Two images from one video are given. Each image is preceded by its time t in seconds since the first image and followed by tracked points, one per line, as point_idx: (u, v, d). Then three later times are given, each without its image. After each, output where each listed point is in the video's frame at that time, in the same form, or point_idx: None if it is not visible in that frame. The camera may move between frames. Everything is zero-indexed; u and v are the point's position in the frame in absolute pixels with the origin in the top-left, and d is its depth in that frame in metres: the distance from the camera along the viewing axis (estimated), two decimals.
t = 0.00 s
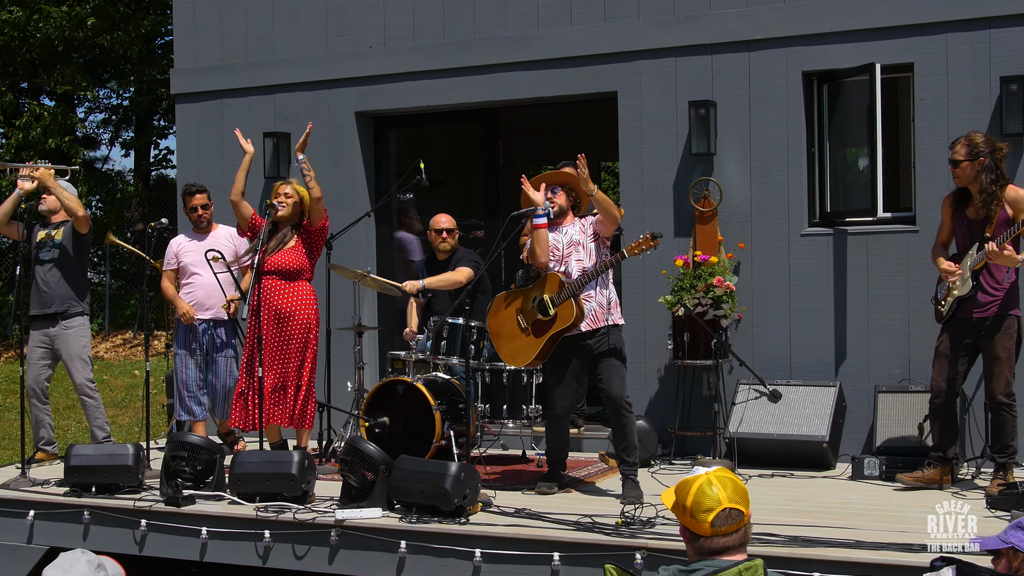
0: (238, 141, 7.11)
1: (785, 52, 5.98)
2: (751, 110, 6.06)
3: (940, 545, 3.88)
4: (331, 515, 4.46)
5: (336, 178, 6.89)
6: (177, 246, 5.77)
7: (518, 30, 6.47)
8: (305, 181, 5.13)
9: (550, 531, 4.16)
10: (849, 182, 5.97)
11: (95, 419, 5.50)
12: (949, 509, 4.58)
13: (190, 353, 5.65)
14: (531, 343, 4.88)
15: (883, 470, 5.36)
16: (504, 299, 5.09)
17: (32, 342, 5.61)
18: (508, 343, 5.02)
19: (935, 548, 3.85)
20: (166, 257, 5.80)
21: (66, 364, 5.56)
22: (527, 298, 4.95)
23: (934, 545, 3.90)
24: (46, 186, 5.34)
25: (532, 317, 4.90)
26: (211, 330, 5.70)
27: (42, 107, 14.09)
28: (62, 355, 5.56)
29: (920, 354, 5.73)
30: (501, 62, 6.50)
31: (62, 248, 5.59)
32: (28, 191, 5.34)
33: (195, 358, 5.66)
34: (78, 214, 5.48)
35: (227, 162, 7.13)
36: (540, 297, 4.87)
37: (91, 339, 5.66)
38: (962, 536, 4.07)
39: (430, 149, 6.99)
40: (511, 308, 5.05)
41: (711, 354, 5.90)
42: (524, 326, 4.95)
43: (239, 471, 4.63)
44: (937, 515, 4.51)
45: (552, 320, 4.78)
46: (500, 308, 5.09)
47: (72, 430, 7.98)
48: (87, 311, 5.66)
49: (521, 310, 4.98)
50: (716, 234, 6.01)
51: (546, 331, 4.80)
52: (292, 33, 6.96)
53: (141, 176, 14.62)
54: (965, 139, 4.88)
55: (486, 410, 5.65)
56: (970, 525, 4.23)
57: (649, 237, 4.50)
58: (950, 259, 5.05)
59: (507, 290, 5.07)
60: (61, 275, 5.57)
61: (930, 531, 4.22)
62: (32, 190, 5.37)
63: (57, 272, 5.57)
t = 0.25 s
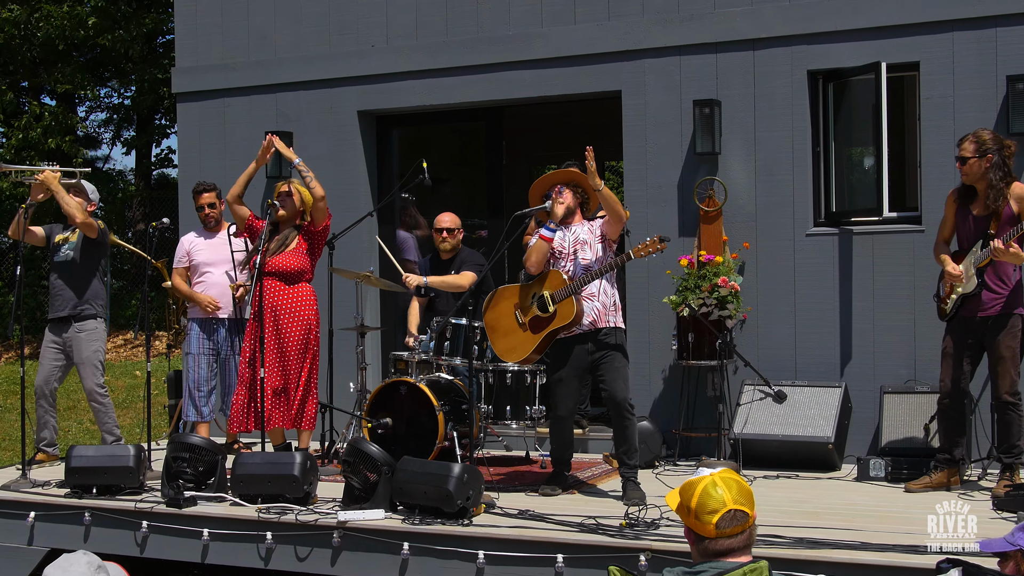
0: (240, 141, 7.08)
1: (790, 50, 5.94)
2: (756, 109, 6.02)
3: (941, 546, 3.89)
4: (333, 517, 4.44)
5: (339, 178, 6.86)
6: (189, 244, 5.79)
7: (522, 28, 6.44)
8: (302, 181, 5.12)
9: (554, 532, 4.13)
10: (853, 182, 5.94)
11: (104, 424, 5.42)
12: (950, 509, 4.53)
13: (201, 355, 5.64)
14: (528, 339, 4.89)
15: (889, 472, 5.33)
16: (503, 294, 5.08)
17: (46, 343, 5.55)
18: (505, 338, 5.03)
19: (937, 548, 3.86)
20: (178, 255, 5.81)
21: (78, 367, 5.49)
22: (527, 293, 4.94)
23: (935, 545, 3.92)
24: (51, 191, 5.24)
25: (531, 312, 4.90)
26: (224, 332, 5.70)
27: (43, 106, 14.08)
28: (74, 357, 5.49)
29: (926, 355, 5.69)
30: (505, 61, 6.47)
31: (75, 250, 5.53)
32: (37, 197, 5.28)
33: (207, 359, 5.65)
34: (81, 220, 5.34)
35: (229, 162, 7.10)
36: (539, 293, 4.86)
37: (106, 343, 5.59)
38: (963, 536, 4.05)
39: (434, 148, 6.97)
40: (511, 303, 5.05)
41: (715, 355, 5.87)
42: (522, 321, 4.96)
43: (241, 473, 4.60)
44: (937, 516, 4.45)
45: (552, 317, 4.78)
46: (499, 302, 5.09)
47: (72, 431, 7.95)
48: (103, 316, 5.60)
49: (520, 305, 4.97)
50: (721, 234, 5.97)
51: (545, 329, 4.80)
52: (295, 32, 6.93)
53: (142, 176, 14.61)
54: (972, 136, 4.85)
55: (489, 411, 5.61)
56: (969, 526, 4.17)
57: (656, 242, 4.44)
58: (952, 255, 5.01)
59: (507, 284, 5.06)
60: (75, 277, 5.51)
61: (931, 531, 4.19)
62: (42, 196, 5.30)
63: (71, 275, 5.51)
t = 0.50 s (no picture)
0: (243, 140, 7.06)
1: (795, 49, 5.90)
2: (761, 108, 5.99)
3: (940, 546, 3.91)
4: (336, 519, 4.41)
5: (342, 177, 6.84)
6: (200, 243, 5.82)
7: (526, 27, 6.41)
8: (294, 183, 5.11)
9: (558, 534, 4.10)
10: (859, 181, 5.89)
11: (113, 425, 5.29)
12: (949, 509, 4.56)
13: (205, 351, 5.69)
14: (532, 340, 4.84)
15: (895, 473, 5.29)
16: (506, 294, 5.03)
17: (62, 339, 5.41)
18: (508, 340, 4.98)
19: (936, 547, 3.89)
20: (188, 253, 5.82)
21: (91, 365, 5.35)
22: (529, 294, 4.90)
23: (934, 544, 3.94)
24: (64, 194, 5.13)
25: (534, 312, 4.87)
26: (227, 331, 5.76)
27: (45, 105, 14.05)
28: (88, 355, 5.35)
29: (932, 355, 5.65)
30: (508, 60, 6.44)
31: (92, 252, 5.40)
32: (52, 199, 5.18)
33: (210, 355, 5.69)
34: (93, 224, 5.20)
35: (231, 161, 7.08)
36: (543, 294, 4.82)
37: (121, 342, 5.43)
38: (964, 536, 4.05)
39: (437, 147, 6.94)
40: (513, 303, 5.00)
41: (720, 355, 5.79)
42: (524, 321, 4.92)
43: (243, 474, 4.57)
44: (937, 516, 4.49)
45: (556, 318, 4.75)
46: (501, 302, 5.05)
47: (73, 432, 7.92)
48: (119, 314, 5.45)
49: (522, 306, 4.93)
50: (726, 234, 5.97)
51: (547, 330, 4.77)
52: (297, 31, 6.91)
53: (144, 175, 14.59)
54: (979, 135, 4.80)
55: (493, 412, 5.58)
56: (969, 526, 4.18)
57: (654, 242, 4.40)
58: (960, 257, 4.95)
59: (509, 286, 5.01)
60: (91, 274, 5.38)
61: (931, 531, 4.21)
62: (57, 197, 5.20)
63: (87, 272, 5.39)
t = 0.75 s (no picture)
0: (245, 139, 7.04)
1: (800, 48, 5.87)
2: (766, 107, 5.95)
3: (940, 544, 3.94)
4: (338, 520, 4.38)
5: (344, 177, 6.81)
6: (205, 242, 5.84)
7: (529, 26, 6.38)
8: (311, 180, 5.11)
9: (562, 536, 4.07)
10: (865, 181, 5.86)
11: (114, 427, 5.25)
12: (949, 509, 4.57)
13: (207, 352, 5.57)
14: (534, 340, 4.86)
15: (901, 474, 5.26)
16: (512, 292, 5.04)
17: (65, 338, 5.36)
18: (512, 338, 5.00)
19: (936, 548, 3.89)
20: (193, 252, 5.86)
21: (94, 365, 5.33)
22: (534, 294, 4.89)
23: (935, 544, 3.95)
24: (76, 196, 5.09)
25: (537, 313, 4.87)
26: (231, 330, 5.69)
27: (45, 104, 14.01)
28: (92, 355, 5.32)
29: (938, 356, 5.61)
30: (512, 59, 6.41)
31: (101, 253, 5.36)
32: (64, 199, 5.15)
33: (212, 356, 5.58)
34: (104, 229, 5.16)
35: (233, 161, 7.06)
36: (546, 295, 4.81)
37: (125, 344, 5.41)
38: (964, 536, 4.06)
39: (440, 146, 6.92)
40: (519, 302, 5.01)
41: (725, 356, 5.77)
42: (529, 320, 4.92)
43: (245, 475, 4.55)
44: (938, 515, 4.50)
45: (557, 320, 4.73)
46: (507, 299, 5.07)
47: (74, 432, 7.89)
48: (126, 317, 5.45)
49: (527, 305, 4.93)
50: (730, 234, 5.90)
51: (547, 331, 4.78)
52: (299, 30, 6.88)
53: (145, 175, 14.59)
54: (986, 134, 4.78)
55: (496, 413, 5.54)
56: (969, 526, 4.19)
57: (656, 253, 4.36)
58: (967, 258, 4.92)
59: (516, 283, 5.02)
60: (97, 275, 5.34)
61: (930, 531, 4.22)
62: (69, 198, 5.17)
63: (94, 274, 5.34)
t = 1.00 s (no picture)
0: (247, 139, 7.02)
1: (805, 46, 5.83)
2: (770, 106, 5.92)
3: (941, 544, 3.98)
4: (341, 521, 4.34)
5: (347, 176, 6.79)
6: (202, 241, 5.84)
7: (532, 24, 6.34)
8: (297, 183, 5.03)
9: (565, 537, 4.04)
10: (870, 181, 5.82)
11: (115, 428, 5.21)
12: (949, 509, 4.59)
13: (202, 354, 5.63)
14: (533, 335, 4.85)
15: (906, 475, 5.22)
16: (511, 286, 5.02)
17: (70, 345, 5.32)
18: (510, 331, 4.98)
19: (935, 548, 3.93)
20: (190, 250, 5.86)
21: (94, 367, 5.28)
22: (533, 289, 4.86)
23: (935, 545, 3.98)
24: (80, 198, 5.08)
25: (535, 308, 4.84)
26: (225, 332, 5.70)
27: (45, 103, 13.95)
28: (92, 358, 5.26)
29: (943, 357, 5.58)
30: (515, 57, 6.38)
31: (104, 253, 5.32)
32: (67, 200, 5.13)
33: (208, 358, 5.63)
34: (110, 229, 5.16)
35: (235, 160, 7.04)
36: (546, 291, 4.79)
37: (124, 343, 5.35)
38: (964, 536, 4.10)
39: (443, 145, 6.88)
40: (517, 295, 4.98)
41: (730, 356, 5.74)
42: (528, 316, 4.90)
43: (246, 476, 4.52)
44: (937, 515, 4.53)
45: (556, 317, 4.72)
46: (506, 292, 5.04)
47: (74, 433, 7.87)
48: (124, 317, 5.37)
49: (526, 300, 4.90)
50: (735, 233, 5.89)
51: (547, 327, 4.77)
52: (302, 28, 6.86)
53: (146, 174, 14.60)
54: (989, 138, 4.72)
55: (500, 413, 5.52)
56: (970, 526, 4.23)
57: (658, 256, 4.31)
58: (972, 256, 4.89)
59: (514, 277, 4.98)
60: (98, 279, 5.29)
61: (930, 531, 4.26)
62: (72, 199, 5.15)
63: (95, 278, 5.29)
